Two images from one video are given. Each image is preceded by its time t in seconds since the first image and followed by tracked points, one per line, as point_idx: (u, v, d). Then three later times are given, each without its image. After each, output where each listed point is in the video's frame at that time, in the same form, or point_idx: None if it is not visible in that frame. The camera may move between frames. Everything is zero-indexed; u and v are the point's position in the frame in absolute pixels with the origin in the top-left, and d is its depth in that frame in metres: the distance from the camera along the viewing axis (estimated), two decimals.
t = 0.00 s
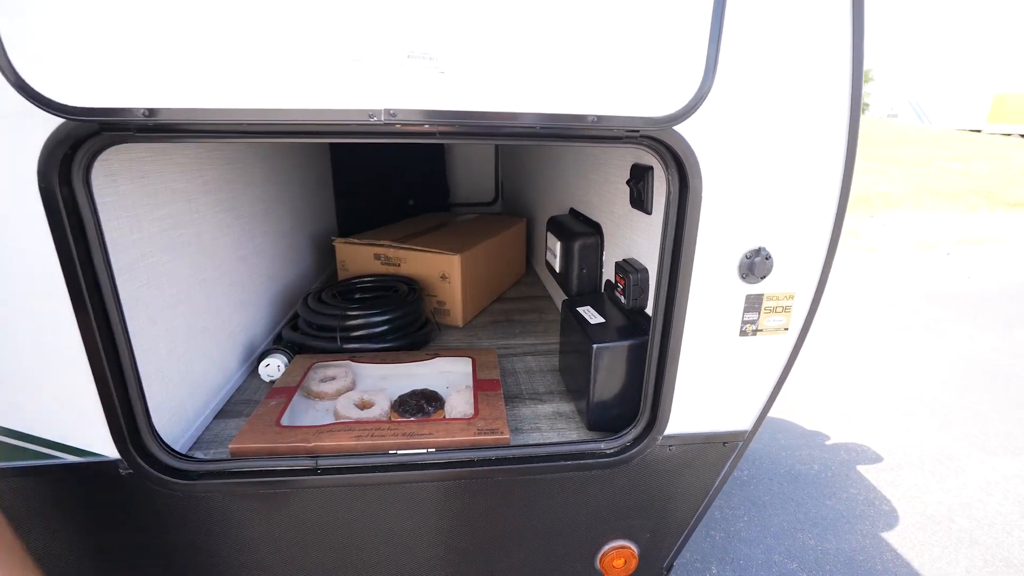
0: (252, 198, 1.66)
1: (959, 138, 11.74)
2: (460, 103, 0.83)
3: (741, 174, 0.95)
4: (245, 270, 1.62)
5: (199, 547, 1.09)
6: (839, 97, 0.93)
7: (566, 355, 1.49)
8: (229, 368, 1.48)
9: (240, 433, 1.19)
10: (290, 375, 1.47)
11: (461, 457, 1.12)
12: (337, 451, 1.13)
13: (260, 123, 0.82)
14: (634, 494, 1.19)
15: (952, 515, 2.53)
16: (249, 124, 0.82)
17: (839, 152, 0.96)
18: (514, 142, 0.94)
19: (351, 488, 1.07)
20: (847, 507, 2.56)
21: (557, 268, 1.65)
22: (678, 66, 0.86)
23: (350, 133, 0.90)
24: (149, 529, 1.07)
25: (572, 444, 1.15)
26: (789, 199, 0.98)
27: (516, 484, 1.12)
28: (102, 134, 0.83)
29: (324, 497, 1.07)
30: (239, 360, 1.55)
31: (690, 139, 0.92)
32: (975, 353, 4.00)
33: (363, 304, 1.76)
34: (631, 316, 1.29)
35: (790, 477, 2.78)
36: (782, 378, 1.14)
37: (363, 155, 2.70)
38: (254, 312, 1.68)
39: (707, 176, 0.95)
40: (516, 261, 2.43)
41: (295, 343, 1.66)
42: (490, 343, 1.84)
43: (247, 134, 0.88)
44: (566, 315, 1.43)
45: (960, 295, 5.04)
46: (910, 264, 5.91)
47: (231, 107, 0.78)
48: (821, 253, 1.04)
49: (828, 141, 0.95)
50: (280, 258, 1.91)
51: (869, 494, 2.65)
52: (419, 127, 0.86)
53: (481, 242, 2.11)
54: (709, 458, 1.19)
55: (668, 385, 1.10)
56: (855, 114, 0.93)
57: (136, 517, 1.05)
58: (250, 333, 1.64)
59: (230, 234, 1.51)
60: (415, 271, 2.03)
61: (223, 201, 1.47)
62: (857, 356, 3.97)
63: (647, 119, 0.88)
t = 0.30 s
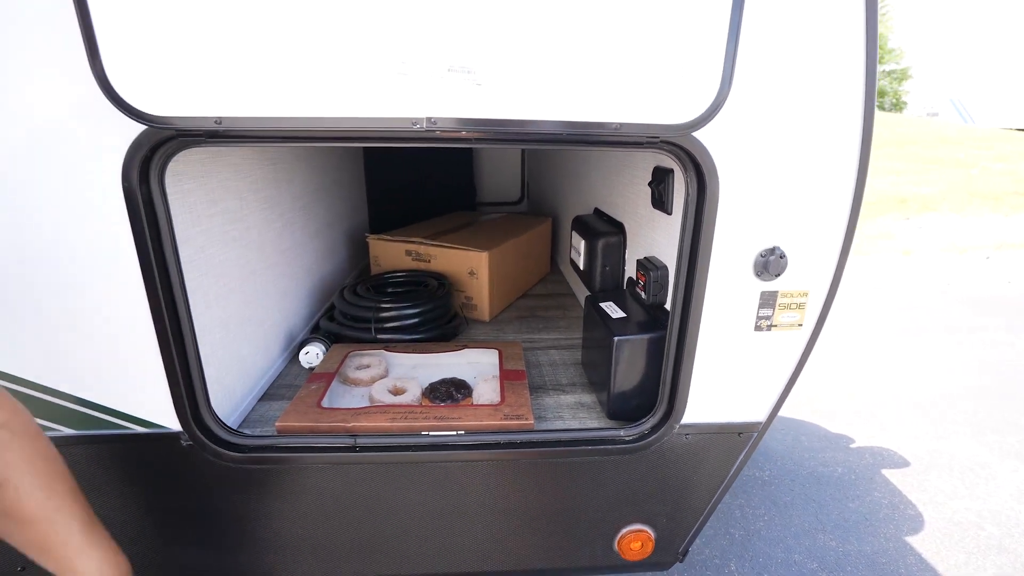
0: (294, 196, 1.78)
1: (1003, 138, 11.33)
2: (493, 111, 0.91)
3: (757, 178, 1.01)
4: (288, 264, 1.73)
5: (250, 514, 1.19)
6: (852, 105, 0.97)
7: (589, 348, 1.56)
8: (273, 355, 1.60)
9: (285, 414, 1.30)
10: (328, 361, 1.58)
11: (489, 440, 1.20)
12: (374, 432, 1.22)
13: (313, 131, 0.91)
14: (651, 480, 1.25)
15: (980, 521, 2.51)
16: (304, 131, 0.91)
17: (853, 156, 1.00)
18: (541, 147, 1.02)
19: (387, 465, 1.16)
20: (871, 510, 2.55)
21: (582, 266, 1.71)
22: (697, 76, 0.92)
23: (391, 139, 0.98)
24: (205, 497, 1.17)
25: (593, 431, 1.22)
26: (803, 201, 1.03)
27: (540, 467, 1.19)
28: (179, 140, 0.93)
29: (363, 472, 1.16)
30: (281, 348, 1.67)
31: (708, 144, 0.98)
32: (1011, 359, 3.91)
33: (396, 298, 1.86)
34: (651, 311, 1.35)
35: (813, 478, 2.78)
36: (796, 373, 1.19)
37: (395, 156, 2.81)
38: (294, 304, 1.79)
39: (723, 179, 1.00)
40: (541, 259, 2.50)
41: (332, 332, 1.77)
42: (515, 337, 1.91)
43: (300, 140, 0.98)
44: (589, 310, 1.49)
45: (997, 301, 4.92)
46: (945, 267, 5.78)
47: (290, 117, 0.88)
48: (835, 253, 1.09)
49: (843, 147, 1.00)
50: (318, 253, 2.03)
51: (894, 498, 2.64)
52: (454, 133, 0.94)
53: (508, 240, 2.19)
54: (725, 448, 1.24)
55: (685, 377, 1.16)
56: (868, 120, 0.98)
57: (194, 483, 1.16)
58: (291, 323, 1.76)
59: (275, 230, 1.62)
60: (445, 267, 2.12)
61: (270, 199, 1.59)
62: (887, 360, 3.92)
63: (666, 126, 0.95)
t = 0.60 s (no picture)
0: (308, 192, 1.85)
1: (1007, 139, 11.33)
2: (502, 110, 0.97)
3: (749, 172, 1.07)
4: (302, 257, 1.80)
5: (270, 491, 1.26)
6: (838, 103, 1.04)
7: (591, 337, 1.63)
8: (289, 344, 1.67)
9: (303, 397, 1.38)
10: (342, 349, 1.66)
11: (497, 421, 1.27)
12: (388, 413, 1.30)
13: (335, 127, 0.98)
14: (651, 460, 1.32)
15: (975, 513, 2.57)
16: (327, 128, 0.98)
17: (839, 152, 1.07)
18: (546, 142, 1.08)
19: (401, 444, 1.23)
20: (868, 501, 2.61)
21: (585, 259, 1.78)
22: (692, 77, 0.99)
23: (407, 135, 1.05)
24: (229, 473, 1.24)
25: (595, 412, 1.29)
26: (793, 193, 1.09)
27: (545, 446, 1.26)
28: (211, 137, 1.00)
29: (378, 450, 1.23)
30: (296, 338, 1.74)
31: (703, 141, 1.05)
32: (1010, 357, 3.96)
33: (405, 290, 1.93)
34: (651, 300, 1.42)
35: (811, 471, 2.83)
36: (788, 357, 1.25)
37: (402, 154, 2.88)
38: (308, 296, 1.87)
39: (717, 173, 1.07)
40: (545, 255, 2.57)
41: (344, 323, 1.85)
42: (520, 328, 1.98)
43: (322, 137, 1.05)
44: (591, 300, 1.56)
45: (998, 300, 4.96)
46: (947, 267, 5.83)
47: (314, 114, 0.95)
48: (823, 243, 1.15)
49: (829, 143, 1.06)
50: (329, 248, 2.10)
51: (891, 490, 2.69)
52: (466, 130, 1.01)
53: (513, 236, 2.26)
54: (721, 429, 1.31)
55: (682, 361, 1.23)
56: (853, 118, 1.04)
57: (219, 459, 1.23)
58: (304, 314, 1.83)
59: (290, 225, 1.70)
60: (452, 262, 2.19)
61: (286, 194, 1.66)
62: (886, 358, 3.97)
63: (664, 123, 1.01)
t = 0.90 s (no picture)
0: (312, 191, 1.90)
1: (998, 140, 11.47)
2: (504, 111, 1.04)
3: (736, 169, 1.14)
4: (307, 254, 1.86)
5: (281, 476, 1.32)
6: (818, 105, 1.11)
7: (587, 330, 1.69)
8: (295, 338, 1.73)
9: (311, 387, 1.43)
10: (347, 342, 1.72)
11: (498, 407, 1.33)
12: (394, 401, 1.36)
13: (346, 128, 1.04)
14: (645, 444, 1.38)
15: (961, 502, 2.65)
16: (338, 128, 1.04)
17: (821, 151, 1.14)
18: (544, 142, 1.15)
19: (407, 430, 1.29)
20: (857, 492, 2.68)
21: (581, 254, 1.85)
22: (681, 80, 1.05)
23: (413, 136, 1.11)
24: (241, 459, 1.30)
25: (591, 399, 1.36)
26: (777, 190, 1.16)
27: (544, 431, 1.32)
28: (227, 138, 1.06)
29: (383, 436, 1.29)
30: (301, 332, 1.79)
31: (692, 139, 1.11)
32: (997, 353, 4.06)
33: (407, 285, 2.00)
34: (644, 292, 1.48)
35: (803, 463, 2.90)
36: (774, 346, 1.32)
37: (401, 154, 2.94)
38: (313, 292, 1.93)
39: (706, 171, 1.13)
40: (542, 252, 2.63)
41: (348, 317, 1.91)
42: (518, 322, 2.05)
43: (333, 136, 1.11)
44: (588, 294, 1.63)
45: (987, 298, 5.06)
46: (937, 266, 5.93)
47: (327, 115, 1.01)
48: (806, 237, 1.22)
49: (811, 142, 1.13)
50: (332, 246, 2.15)
51: (880, 481, 2.77)
52: (470, 130, 1.07)
53: (511, 233, 2.32)
54: (711, 414, 1.37)
55: (674, 348, 1.29)
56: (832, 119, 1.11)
57: (231, 446, 1.28)
58: (309, 310, 1.89)
59: (296, 222, 1.75)
60: (452, 259, 2.26)
61: (292, 193, 1.71)
62: (879, 355, 4.04)
63: (655, 124, 1.08)
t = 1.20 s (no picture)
0: (320, 191, 1.96)
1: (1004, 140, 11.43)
2: (507, 114, 1.08)
3: (730, 170, 1.18)
4: (316, 251, 1.91)
5: (290, 464, 1.37)
6: (810, 108, 1.15)
7: (587, 326, 1.73)
8: (304, 332, 1.78)
9: (320, 379, 1.49)
10: (354, 337, 1.77)
11: (501, 399, 1.38)
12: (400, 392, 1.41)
13: (356, 129, 1.09)
14: (642, 435, 1.42)
15: (959, 500, 2.68)
16: (348, 130, 1.09)
17: (812, 153, 1.18)
18: (545, 143, 1.19)
19: (413, 420, 1.34)
20: (855, 489, 2.72)
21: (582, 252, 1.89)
22: (677, 84, 1.10)
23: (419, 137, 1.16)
24: (253, 448, 1.35)
25: (590, 391, 1.40)
26: (770, 190, 1.20)
27: (545, 422, 1.37)
28: (243, 140, 1.11)
29: (389, 426, 1.34)
30: (310, 327, 1.85)
31: (688, 141, 1.15)
32: (999, 353, 4.08)
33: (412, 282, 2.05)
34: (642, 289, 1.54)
35: (802, 460, 2.94)
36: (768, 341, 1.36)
37: (407, 154, 2.99)
38: (321, 288, 1.98)
39: (701, 172, 1.18)
40: (545, 250, 2.68)
41: (354, 312, 1.96)
42: (520, 318, 2.09)
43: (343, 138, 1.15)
44: (588, 290, 1.67)
45: (989, 298, 5.07)
46: (941, 267, 5.94)
47: (338, 117, 1.05)
48: (799, 236, 1.26)
49: (803, 144, 1.17)
50: (340, 244, 2.21)
51: (878, 478, 2.80)
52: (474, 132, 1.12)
53: (513, 232, 2.37)
54: (706, 406, 1.42)
55: (670, 343, 1.34)
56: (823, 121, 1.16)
57: (243, 434, 1.33)
58: (317, 305, 1.94)
59: (305, 221, 1.81)
60: (455, 256, 2.31)
61: (301, 192, 1.76)
62: (880, 354, 4.07)
63: (652, 126, 1.12)
